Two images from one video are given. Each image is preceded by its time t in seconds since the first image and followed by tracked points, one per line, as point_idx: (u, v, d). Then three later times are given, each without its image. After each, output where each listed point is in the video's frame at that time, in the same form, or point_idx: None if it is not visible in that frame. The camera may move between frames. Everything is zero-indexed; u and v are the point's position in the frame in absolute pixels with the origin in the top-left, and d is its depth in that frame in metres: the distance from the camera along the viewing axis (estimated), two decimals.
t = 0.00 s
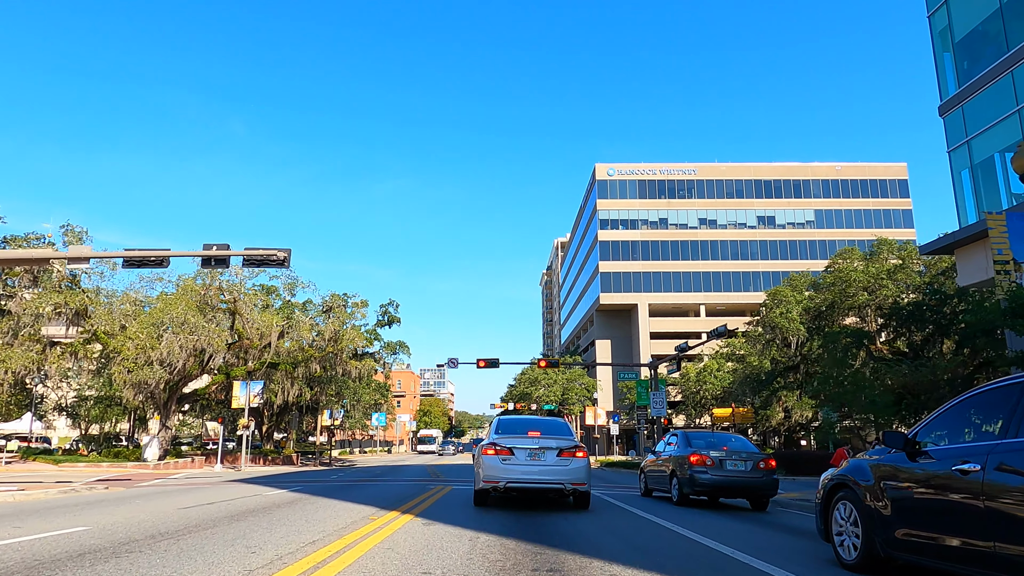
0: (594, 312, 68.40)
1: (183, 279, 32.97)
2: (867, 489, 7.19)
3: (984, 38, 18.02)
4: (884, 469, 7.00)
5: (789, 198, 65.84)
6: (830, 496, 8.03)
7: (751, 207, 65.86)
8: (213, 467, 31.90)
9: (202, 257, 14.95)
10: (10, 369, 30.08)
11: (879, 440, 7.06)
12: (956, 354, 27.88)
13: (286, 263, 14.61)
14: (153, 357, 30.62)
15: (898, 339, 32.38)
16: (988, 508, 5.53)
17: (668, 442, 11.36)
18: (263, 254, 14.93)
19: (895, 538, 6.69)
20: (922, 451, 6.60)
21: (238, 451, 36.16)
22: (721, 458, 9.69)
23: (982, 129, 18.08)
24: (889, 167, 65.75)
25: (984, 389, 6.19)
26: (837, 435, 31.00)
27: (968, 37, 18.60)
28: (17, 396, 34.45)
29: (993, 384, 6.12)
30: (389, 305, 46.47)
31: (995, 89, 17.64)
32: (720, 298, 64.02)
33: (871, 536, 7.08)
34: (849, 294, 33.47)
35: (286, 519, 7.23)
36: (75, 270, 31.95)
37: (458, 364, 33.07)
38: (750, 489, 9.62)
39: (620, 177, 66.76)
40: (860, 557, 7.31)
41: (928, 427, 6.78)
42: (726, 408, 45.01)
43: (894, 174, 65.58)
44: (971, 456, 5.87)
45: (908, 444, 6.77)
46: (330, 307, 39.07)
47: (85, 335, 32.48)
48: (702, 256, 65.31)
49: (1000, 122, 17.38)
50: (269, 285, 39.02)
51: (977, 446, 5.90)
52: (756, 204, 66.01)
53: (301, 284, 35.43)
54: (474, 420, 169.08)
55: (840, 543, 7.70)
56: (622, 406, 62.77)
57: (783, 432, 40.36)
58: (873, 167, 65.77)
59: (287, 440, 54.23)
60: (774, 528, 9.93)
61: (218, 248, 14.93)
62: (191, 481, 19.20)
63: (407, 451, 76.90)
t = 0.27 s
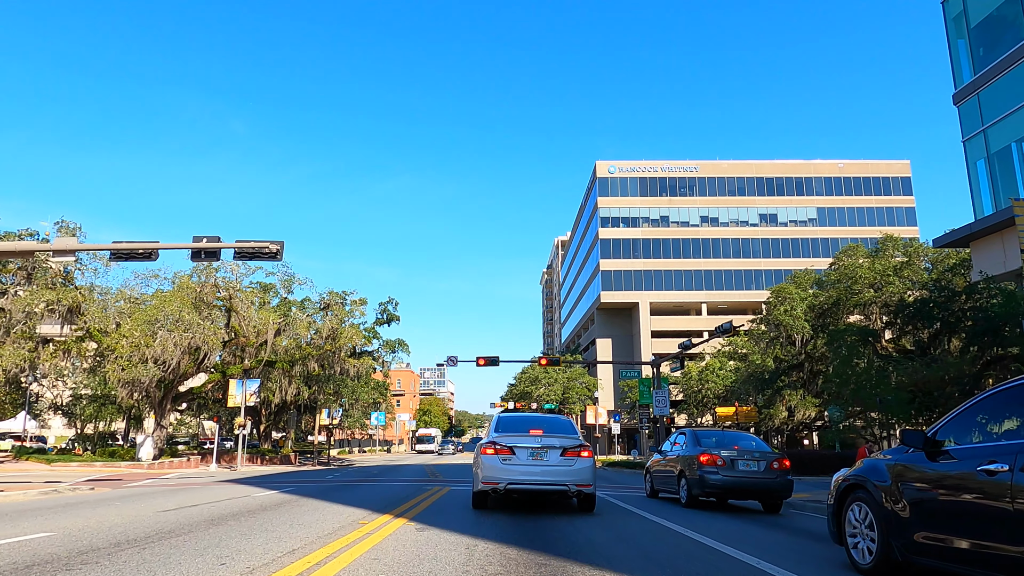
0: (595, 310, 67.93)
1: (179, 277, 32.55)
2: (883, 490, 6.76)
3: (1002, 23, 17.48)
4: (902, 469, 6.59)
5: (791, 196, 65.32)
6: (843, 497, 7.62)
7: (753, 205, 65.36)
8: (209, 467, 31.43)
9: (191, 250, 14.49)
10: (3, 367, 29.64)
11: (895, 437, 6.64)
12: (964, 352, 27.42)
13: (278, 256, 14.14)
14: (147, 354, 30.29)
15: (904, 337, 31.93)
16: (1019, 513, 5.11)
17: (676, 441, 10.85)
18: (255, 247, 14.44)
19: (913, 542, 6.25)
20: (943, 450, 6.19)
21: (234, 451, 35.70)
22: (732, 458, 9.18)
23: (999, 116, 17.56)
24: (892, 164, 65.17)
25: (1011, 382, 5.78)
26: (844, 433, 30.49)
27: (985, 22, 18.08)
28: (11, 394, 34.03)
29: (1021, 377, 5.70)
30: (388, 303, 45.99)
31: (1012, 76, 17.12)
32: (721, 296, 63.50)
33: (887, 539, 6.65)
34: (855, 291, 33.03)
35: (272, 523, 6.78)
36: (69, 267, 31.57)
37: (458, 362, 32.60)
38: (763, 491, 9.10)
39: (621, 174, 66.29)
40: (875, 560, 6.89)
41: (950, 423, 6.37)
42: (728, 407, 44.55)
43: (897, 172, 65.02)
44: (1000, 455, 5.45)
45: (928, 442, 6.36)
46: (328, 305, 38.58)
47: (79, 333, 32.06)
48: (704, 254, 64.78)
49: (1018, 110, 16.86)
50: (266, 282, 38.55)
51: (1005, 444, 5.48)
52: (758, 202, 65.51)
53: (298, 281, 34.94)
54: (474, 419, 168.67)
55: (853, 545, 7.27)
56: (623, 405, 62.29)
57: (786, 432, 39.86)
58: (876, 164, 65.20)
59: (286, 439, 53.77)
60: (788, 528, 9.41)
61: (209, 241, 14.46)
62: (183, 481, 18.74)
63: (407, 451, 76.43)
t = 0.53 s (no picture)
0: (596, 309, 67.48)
1: (176, 274, 32.15)
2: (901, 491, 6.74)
3: (1017, 9, 17.03)
4: (923, 472, 6.56)
5: (794, 194, 64.88)
6: (859, 499, 7.59)
7: (755, 203, 64.92)
8: (205, 467, 31.00)
9: (182, 243, 14.06)
10: None
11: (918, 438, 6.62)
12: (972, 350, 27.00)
13: (271, 250, 13.71)
14: (143, 353, 29.83)
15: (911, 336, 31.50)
16: None
17: (684, 441, 10.40)
18: (247, 240, 13.99)
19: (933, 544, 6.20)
20: (965, 452, 6.17)
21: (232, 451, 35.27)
22: (744, 459, 8.74)
23: (1015, 105, 17.11)
24: (895, 162, 64.67)
25: None
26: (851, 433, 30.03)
27: (1000, 9, 17.62)
28: (5, 393, 33.62)
29: None
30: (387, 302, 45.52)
31: None
32: (723, 295, 63.01)
33: (906, 542, 6.60)
34: (861, 289, 32.61)
35: (259, 526, 6.38)
36: (64, 265, 31.15)
37: (457, 360, 32.12)
38: (777, 493, 8.65)
39: (622, 172, 65.85)
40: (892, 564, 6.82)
41: (973, 425, 6.34)
42: (731, 406, 44.05)
43: (901, 169, 64.52)
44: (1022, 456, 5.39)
45: (948, 443, 6.35)
46: (327, 303, 38.14)
47: (74, 332, 31.67)
48: (706, 252, 64.32)
49: None
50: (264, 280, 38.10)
51: None
52: (760, 200, 65.07)
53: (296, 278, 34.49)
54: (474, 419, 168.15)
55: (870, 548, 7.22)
56: (625, 405, 61.81)
57: (790, 431, 39.35)
58: (879, 162, 64.71)
59: (284, 438, 53.28)
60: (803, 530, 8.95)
61: (200, 234, 14.03)
62: (176, 481, 18.30)
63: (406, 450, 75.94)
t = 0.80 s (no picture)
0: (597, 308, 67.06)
1: (173, 273, 31.80)
2: (922, 494, 6.43)
3: None
4: (941, 472, 6.28)
5: (796, 192, 64.47)
6: (874, 501, 7.29)
7: (757, 201, 64.51)
8: (201, 467, 30.66)
9: (172, 236, 13.64)
10: None
11: (936, 437, 6.35)
12: (979, 350, 26.64)
13: (264, 243, 13.30)
14: (138, 352, 29.43)
15: (916, 334, 31.14)
16: None
17: (692, 441, 9.99)
18: (238, 234, 13.54)
19: (957, 549, 5.91)
20: (988, 452, 5.92)
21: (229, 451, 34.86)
22: (757, 459, 8.32)
23: None
24: (897, 159, 64.23)
25: None
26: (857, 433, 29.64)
27: None
28: None
29: None
30: (386, 300, 45.15)
31: None
32: (725, 294, 62.57)
33: (926, 546, 6.30)
34: (865, 287, 32.25)
35: (244, 530, 5.97)
36: (58, 263, 30.77)
37: (457, 358, 31.72)
38: (789, 496, 8.23)
39: (623, 171, 65.45)
40: (908, 570, 6.52)
41: (996, 424, 6.10)
42: (733, 405, 43.65)
43: (903, 167, 64.10)
44: None
45: (970, 443, 6.08)
46: (325, 301, 37.74)
47: (68, 330, 31.28)
48: (708, 251, 63.90)
49: None
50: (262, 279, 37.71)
51: None
52: (762, 198, 64.65)
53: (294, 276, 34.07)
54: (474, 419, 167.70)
55: (885, 551, 6.91)
56: (626, 404, 61.37)
57: (792, 431, 38.92)
58: (881, 160, 64.26)
59: (283, 438, 52.89)
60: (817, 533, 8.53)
61: (191, 227, 13.61)
62: (168, 482, 17.88)
63: (406, 450, 75.55)
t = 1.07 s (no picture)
0: (598, 307, 66.71)
1: (169, 271, 31.40)
2: (944, 496, 6.04)
3: None
4: (964, 473, 5.89)
5: (798, 190, 64.09)
6: (891, 504, 6.89)
7: (759, 200, 64.14)
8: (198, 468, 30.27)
9: (163, 230, 13.26)
10: None
11: (959, 437, 5.97)
12: (987, 348, 26.20)
13: (257, 237, 12.95)
14: (133, 350, 29.01)
15: (920, 333, 30.74)
16: None
17: (700, 440, 9.62)
18: (231, 228, 13.19)
19: (980, 555, 5.52)
20: (1014, 452, 5.54)
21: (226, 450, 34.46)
22: (769, 459, 7.95)
23: None
24: (900, 158, 63.81)
25: None
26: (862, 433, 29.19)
27: None
28: None
29: None
30: (386, 299, 44.77)
31: None
32: (726, 293, 62.15)
33: (946, 552, 5.90)
34: (870, 284, 31.88)
35: (228, 535, 5.61)
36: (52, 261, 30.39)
37: (457, 357, 31.29)
38: (804, 498, 7.84)
39: (623, 169, 65.09)
40: None
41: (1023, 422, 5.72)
42: (736, 405, 43.27)
43: (906, 166, 63.70)
44: None
45: (996, 442, 5.71)
46: (323, 299, 37.37)
47: (63, 328, 30.90)
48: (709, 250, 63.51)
49: None
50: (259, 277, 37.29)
51: None
52: (763, 197, 64.29)
53: (292, 274, 33.62)
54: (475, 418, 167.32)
55: (902, 557, 6.51)
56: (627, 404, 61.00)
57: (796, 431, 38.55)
58: (884, 158, 63.84)
59: (282, 438, 52.56)
60: (832, 536, 8.14)
61: (182, 220, 13.23)
62: (161, 482, 17.53)
63: (406, 450, 75.20)
